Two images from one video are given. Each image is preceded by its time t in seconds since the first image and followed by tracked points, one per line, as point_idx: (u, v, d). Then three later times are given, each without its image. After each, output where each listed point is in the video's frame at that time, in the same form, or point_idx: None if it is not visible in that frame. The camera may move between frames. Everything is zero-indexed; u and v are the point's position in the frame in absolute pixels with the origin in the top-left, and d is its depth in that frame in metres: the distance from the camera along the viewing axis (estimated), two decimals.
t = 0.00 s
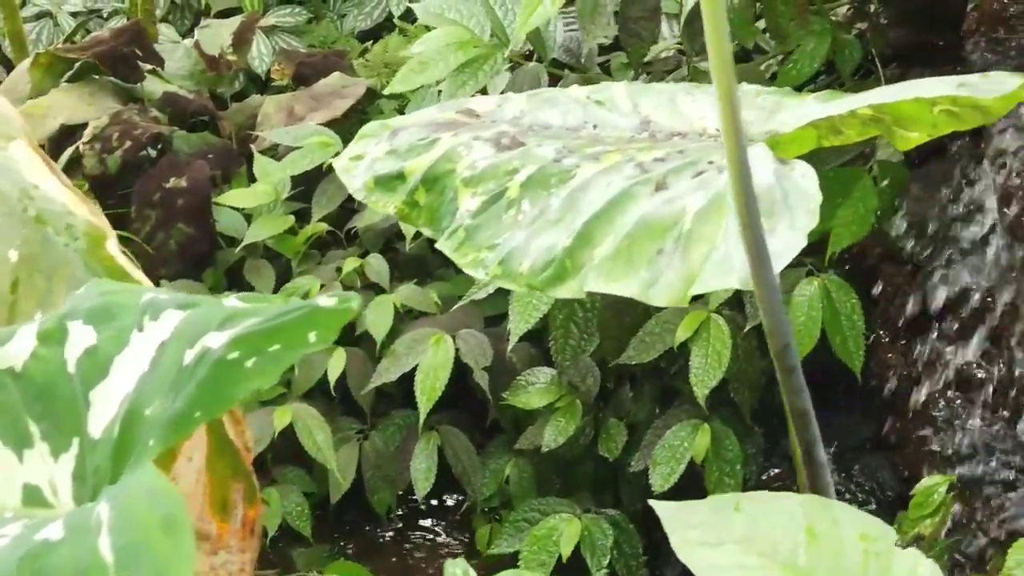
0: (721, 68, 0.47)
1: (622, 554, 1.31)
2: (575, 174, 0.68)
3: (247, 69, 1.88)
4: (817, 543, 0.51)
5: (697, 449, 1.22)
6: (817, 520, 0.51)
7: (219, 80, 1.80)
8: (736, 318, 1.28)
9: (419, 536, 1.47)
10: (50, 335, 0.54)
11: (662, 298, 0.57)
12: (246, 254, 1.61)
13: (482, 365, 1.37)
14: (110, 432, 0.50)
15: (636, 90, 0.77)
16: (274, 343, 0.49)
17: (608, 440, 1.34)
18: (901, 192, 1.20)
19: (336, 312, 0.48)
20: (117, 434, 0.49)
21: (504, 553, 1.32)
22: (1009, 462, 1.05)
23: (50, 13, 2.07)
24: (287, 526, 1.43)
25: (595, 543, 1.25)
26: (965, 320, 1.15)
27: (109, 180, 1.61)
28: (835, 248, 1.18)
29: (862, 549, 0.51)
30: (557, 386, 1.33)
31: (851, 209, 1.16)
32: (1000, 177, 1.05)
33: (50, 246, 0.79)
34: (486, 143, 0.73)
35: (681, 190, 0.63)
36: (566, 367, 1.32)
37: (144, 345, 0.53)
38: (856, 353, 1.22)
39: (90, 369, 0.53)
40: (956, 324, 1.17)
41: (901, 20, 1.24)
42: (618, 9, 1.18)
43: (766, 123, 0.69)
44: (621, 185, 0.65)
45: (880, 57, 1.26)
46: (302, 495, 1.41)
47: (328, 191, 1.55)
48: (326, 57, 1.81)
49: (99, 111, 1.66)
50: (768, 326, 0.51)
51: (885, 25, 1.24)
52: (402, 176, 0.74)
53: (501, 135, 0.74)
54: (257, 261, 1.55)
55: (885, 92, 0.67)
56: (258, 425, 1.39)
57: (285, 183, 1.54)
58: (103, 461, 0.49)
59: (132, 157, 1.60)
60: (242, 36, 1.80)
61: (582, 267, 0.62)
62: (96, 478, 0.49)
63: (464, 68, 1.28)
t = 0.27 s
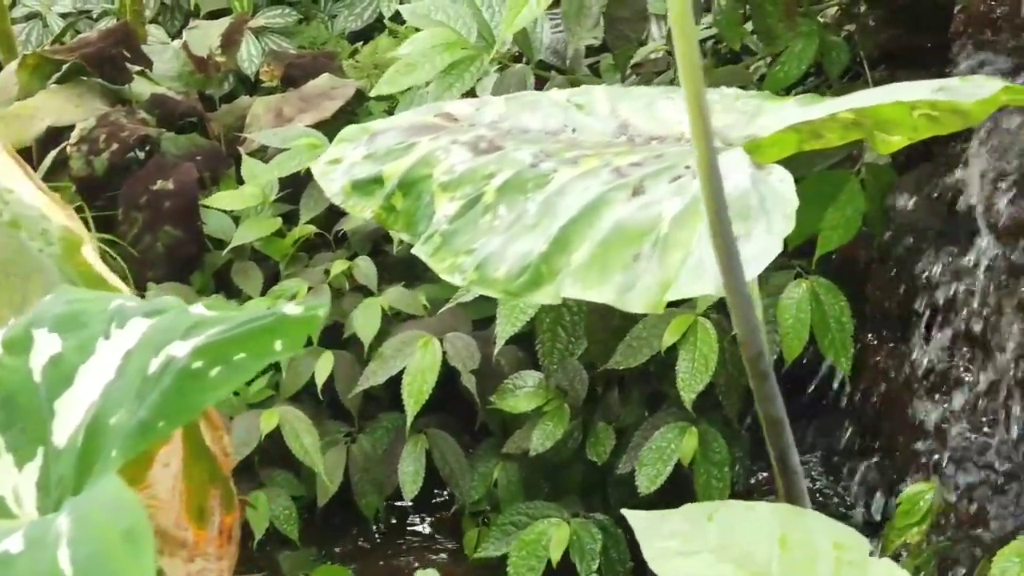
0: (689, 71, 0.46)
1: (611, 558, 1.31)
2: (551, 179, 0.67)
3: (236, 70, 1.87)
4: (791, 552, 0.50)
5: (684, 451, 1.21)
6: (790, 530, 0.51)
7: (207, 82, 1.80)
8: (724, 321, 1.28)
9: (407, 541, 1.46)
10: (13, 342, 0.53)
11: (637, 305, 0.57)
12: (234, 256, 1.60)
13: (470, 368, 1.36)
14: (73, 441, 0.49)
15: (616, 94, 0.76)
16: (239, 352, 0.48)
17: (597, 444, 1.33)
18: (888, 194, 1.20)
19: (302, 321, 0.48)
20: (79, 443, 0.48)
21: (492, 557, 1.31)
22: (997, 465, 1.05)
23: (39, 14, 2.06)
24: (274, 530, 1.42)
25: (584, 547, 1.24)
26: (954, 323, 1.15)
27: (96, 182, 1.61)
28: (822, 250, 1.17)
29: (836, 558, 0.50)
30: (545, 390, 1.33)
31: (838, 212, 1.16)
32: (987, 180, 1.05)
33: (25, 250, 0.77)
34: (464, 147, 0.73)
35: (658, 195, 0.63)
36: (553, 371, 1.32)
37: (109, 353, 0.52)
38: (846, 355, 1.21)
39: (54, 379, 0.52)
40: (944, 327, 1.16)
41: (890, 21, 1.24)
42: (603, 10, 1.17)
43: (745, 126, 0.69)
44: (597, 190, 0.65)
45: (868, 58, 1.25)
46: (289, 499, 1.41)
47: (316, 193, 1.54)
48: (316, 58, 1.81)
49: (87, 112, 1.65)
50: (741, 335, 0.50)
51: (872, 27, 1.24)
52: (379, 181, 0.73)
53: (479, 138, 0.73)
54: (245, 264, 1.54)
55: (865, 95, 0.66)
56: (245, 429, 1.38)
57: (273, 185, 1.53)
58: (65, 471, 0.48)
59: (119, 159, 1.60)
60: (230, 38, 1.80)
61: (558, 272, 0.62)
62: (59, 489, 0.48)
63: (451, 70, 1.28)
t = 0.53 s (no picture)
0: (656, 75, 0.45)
1: (598, 562, 1.30)
2: (528, 185, 0.67)
3: (226, 72, 1.86)
4: (762, 563, 0.49)
5: (673, 457, 1.21)
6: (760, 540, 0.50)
7: (196, 85, 1.78)
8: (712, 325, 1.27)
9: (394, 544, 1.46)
10: None
11: (612, 313, 0.56)
12: (222, 259, 1.59)
13: (457, 372, 1.36)
14: (39, 452, 0.48)
15: (594, 99, 0.76)
16: (204, 361, 0.48)
17: (585, 448, 1.32)
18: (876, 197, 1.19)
19: (268, 331, 0.48)
20: (46, 455, 0.48)
21: (480, 560, 1.30)
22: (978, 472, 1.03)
23: (28, 16, 2.05)
24: (262, 534, 1.42)
25: (572, 551, 1.23)
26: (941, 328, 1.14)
27: (84, 185, 1.60)
28: (812, 253, 1.16)
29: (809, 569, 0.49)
30: (531, 394, 1.33)
31: (826, 215, 1.15)
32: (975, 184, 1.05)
33: None
34: (441, 152, 0.72)
35: (634, 202, 0.62)
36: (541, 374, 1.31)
37: (75, 362, 0.51)
38: (833, 359, 1.20)
39: (19, 389, 0.51)
40: (931, 330, 1.16)
41: (877, 24, 1.23)
42: (589, 13, 1.16)
43: (723, 132, 0.68)
44: (573, 196, 0.64)
45: (855, 62, 1.25)
46: (276, 503, 1.40)
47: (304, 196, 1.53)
48: (305, 60, 1.80)
49: (75, 115, 1.64)
50: (712, 344, 0.50)
51: (860, 30, 1.23)
52: (357, 186, 0.73)
53: (457, 143, 0.72)
54: (233, 267, 1.54)
55: (843, 100, 0.66)
56: (232, 433, 1.38)
57: (261, 188, 1.52)
58: (30, 483, 0.48)
59: (107, 161, 1.59)
60: (219, 40, 1.79)
61: (534, 279, 0.61)
62: (23, 500, 0.47)
63: (438, 73, 1.27)
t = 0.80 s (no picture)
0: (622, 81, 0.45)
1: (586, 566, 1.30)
2: (504, 191, 0.66)
3: (216, 73, 1.85)
4: None
5: (663, 462, 1.20)
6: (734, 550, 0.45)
7: (184, 86, 1.80)
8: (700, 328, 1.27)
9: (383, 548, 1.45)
10: None
11: (587, 321, 0.55)
12: (211, 262, 1.59)
13: (445, 375, 1.35)
14: None
15: (574, 104, 0.75)
16: (167, 371, 0.47)
17: (573, 452, 1.32)
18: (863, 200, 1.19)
19: (233, 340, 0.47)
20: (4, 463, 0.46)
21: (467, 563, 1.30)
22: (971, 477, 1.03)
23: (18, 17, 2.05)
24: (249, 538, 1.41)
25: (560, 556, 1.23)
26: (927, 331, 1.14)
27: (72, 187, 1.60)
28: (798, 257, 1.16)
29: None
30: (520, 398, 1.32)
31: (813, 218, 1.15)
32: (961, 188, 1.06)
33: None
34: (418, 158, 0.71)
35: (610, 208, 0.62)
36: (530, 378, 1.31)
37: (38, 370, 0.50)
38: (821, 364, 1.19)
39: None
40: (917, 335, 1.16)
41: (865, 26, 1.23)
42: (575, 15, 1.16)
43: (701, 138, 0.68)
44: (550, 202, 0.64)
45: (843, 64, 1.25)
46: (264, 507, 1.40)
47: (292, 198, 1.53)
48: (295, 62, 1.79)
49: (63, 117, 1.64)
50: (683, 353, 0.50)
51: (848, 32, 1.23)
52: (334, 192, 0.73)
53: (434, 149, 0.72)
54: (221, 270, 1.53)
55: (821, 106, 0.65)
56: (219, 437, 1.37)
57: (249, 191, 1.52)
58: None
59: (95, 164, 1.59)
60: (208, 42, 1.79)
61: (509, 286, 0.61)
62: None
63: (424, 75, 1.27)
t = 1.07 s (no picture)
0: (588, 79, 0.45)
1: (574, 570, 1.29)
2: (481, 196, 0.66)
3: (206, 74, 1.84)
4: None
5: (652, 468, 1.20)
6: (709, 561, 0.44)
7: (174, 88, 1.79)
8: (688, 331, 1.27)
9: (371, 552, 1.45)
10: None
11: (563, 327, 0.55)
12: (199, 264, 1.58)
13: (434, 379, 1.35)
14: None
15: (554, 107, 0.75)
16: (133, 381, 0.47)
17: (561, 456, 1.32)
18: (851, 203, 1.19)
19: (199, 349, 0.47)
20: None
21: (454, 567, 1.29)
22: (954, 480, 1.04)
23: (8, 18, 2.04)
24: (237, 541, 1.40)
25: (545, 559, 1.23)
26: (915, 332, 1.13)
27: (60, 190, 1.59)
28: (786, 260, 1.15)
29: None
30: (508, 401, 1.31)
31: (801, 221, 1.14)
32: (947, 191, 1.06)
33: None
34: (396, 162, 0.71)
35: (586, 214, 0.61)
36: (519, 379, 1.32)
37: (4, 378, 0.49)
38: (809, 368, 1.19)
39: None
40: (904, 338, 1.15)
41: (853, 28, 1.22)
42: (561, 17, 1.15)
43: (680, 143, 0.67)
44: (527, 207, 0.63)
45: (831, 65, 1.24)
46: (252, 511, 1.39)
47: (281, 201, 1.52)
48: (284, 63, 1.78)
49: (52, 119, 1.64)
50: (657, 363, 0.49)
51: (836, 34, 1.22)
52: (312, 197, 0.72)
53: (413, 153, 0.71)
54: (210, 272, 1.52)
55: (802, 110, 0.65)
56: (206, 440, 1.36)
57: (238, 193, 1.51)
58: None
59: (83, 166, 1.58)
60: (197, 44, 1.76)
61: (485, 292, 0.60)
62: None
63: (411, 78, 1.27)
